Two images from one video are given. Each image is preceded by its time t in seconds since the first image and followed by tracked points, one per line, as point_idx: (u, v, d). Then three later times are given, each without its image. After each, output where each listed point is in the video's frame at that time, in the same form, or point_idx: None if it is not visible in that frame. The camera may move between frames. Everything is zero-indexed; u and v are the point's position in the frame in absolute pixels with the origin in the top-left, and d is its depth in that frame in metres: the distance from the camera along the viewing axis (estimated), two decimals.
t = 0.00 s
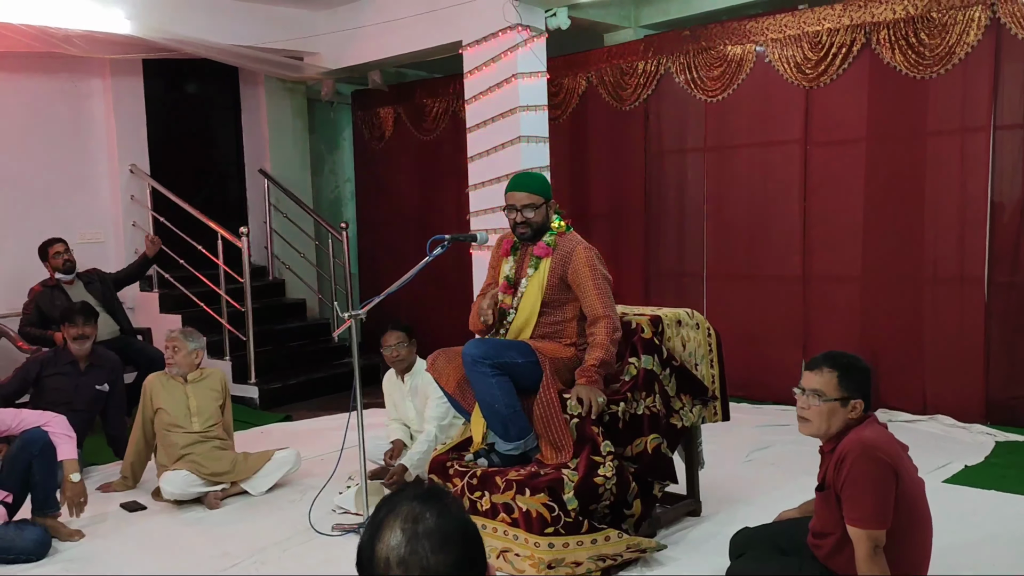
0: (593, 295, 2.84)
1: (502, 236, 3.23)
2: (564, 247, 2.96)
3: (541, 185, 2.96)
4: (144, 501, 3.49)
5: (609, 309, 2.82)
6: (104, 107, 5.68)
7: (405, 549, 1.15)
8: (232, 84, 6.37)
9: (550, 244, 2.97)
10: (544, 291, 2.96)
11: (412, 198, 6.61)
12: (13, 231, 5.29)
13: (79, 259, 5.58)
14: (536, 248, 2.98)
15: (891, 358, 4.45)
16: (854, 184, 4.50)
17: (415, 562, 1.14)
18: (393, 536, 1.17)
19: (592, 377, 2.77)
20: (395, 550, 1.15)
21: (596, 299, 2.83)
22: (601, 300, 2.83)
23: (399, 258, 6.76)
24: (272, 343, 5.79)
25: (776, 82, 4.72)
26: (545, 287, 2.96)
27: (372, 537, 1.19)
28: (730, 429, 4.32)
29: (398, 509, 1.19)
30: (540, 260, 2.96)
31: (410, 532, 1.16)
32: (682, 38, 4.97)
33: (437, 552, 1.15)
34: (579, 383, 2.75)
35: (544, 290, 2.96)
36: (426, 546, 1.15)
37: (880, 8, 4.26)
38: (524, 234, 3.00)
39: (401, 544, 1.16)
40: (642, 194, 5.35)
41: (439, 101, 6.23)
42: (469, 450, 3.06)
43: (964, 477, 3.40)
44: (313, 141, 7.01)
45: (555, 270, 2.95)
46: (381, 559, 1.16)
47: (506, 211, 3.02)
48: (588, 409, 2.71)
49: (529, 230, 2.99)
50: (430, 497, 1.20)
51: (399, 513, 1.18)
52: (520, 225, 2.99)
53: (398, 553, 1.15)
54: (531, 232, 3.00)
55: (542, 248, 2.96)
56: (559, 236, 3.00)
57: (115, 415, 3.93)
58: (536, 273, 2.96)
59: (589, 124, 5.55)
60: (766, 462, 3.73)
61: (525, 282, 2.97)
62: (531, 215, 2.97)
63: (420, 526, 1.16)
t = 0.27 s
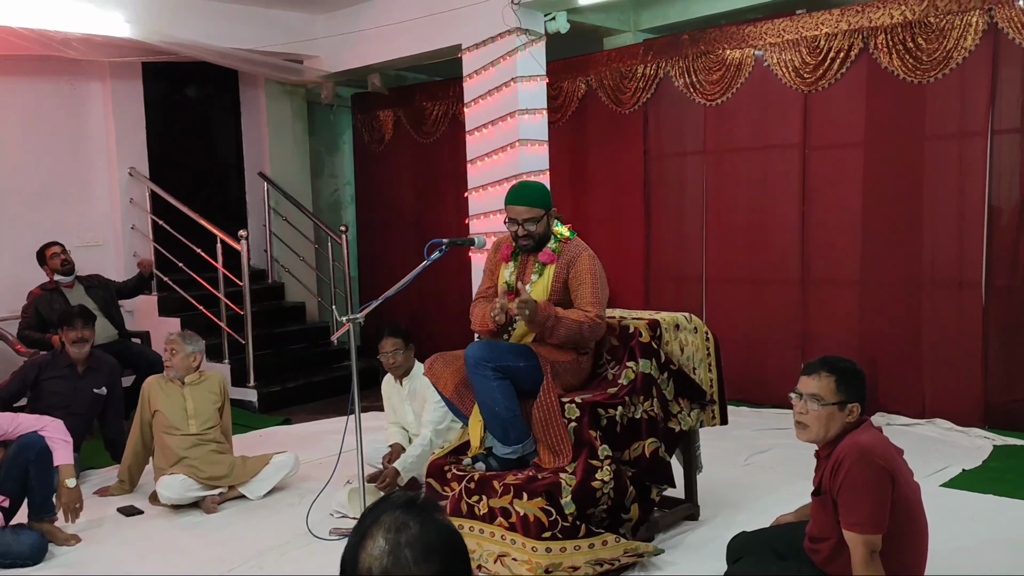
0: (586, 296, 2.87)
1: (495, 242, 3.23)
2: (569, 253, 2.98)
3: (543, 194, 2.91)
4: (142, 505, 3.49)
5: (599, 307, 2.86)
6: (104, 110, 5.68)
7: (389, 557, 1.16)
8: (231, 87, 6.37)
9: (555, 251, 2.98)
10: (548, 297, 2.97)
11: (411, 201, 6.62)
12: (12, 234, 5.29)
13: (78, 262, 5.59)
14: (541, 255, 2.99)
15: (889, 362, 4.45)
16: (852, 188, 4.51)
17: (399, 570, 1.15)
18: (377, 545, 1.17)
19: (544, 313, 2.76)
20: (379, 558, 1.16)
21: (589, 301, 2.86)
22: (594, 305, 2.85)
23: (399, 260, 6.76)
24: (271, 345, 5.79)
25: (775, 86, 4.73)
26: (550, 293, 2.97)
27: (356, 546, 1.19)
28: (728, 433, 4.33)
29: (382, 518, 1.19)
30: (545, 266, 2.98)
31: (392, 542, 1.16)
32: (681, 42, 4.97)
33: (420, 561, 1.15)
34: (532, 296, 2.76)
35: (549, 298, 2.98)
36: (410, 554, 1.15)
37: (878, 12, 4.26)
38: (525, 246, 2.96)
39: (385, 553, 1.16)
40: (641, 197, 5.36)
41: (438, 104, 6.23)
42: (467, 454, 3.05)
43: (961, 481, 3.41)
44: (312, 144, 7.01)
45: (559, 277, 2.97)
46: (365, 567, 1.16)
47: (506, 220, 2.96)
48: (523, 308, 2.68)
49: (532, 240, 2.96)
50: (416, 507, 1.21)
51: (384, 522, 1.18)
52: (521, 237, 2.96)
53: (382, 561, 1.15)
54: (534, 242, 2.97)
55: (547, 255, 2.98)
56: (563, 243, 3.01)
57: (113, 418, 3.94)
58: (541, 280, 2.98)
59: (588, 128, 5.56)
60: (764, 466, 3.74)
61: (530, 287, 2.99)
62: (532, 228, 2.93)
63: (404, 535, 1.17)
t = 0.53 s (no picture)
0: (571, 303, 2.90)
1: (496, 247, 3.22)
2: (567, 264, 3.00)
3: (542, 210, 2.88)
4: (140, 508, 3.50)
5: (582, 315, 2.87)
6: (104, 113, 5.70)
7: (380, 555, 1.17)
8: (232, 90, 6.39)
9: (555, 263, 2.99)
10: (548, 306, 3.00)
11: (411, 204, 6.63)
12: (13, 237, 5.31)
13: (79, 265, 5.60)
14: (541, 268, 2.97)
15: (887, 366, 4.46)
16: (850, 192, 4.52)
17: (389, 567, 1.16)
18: (368, 544, 1.18)
19: (532, 293, 2.78)
20: (369, 556, 1.17)
21: (572, 308, 2.89)
22: (576, 313, 2.88)
23: (399, 263, 6.78)
24: (271, 348, 5.81)
25: (773, 89, 4.74)
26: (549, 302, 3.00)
27: (348, 546, 1.20)
28: (727, 436, 4.33)
29: (374, 518, 1.21)
30: (545, 278, 2.98)
31: (384, 539, 1.18)
32: (680, 46, 4.99)
33: (411, 558, 1.16)
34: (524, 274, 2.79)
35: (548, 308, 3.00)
36: (400, 551, 1.16)
37: (876, 17, 4.28)
38: (524, 262, 2.96)
39: (376, 551, 1.17)
40: (641, 201, 5.37)
41: (438, 107, 6.25)
42: (465, 458, 3.06)
43: (959, 484, 3.41)
44: (313, 147, 7.03)
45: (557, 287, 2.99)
46: (357, 565, 1.17)
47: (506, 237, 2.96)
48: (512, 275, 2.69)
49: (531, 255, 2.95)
50: (407, 508, 1.22)
51: (375, 522, 1.20)
52: (521, 253, 2.95)
53: (373, 558, 1.17)
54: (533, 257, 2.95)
55: (547, 267, 2.97)
56: (563, 253, 3.02)
57: (112, 421, 3.95)
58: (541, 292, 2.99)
59: (588, 131, 5.57)
60: (762, 470, 3.74)
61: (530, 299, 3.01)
62: (531, 244, 2.93)
63: (395, 533, 1.18)
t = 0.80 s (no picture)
0: (571, 314, 2.88)
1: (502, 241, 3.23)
2: (569, 274, 2.97)
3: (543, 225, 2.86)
4: (142, 509, 3.50)
5: (582, 326, 2.85)
6: (107, 115, 5.70)
7: (383, 556, 1.16)
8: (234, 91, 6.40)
9: (556, 274, 2.96)
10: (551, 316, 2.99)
11: (412, 205, 6.64)
12: (15, 238, 5.31)
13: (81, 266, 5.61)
14: (542, 278, 2.93)
15: (889, 369, 4.46)
16: (852, 195, 4.52)
17: (391, 568, 1.16)
18: (371, 546, 1.18)
19: (536, 302, 2.81)
20: (372, 557, 1.17)
21: (573, 319, 2.87)
22: (576, 324, 2.86)
23: (400, 264, 6.78)
24: (273, 350, 5.81)
25: (775, 92, 4.74)
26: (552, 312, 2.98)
27: (351, 548, 1.20)
28: (728, 439, 4.33)
29: (377, 522, 1.20)
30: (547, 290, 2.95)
31: (387, 541, 1.17)
32: (682, 48, 4.99)
33: (414, 560, 1.16)
34: (529, 284, 2.83)
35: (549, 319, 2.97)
36: (403, 552, 1.16)
37: (878, 20, 4.28)
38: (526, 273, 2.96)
39: (379, 552, 1.17)
40: (642, 203, 5.37)
41: (440, 109, 6.25)
42: (467, 460, 3.05)
43: (961, 488, 3.41)
44: (314, 148, 7.03)
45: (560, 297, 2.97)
46: (358, 567, 1.17)
47: (507, 248, 2.96)
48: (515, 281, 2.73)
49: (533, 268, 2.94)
50: (410, 512, 1.22)
51: (377, 525, 1.19)
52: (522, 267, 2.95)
53: (376, 560, 1.16)
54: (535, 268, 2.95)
55: (548, 278, 2.93)
56: (566, 263, 3.00)
57: (114, 423, 3.96)
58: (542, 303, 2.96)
59: (589, 134, 5.57)
60: (764, 473, 3.74)
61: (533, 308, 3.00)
62: (532, 258, 2.92)
63: (398, 535, 1.18)
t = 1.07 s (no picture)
0: (573, 318, 2.88)
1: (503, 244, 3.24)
2: (571, 279, 2.97)
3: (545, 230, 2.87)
4: (145, 508, 3.51)
5: (584, 330, 2.85)
6: (111, 115, 5.71)
7: (391, 548, 1.18)
8: (238, 92, 6.41)
9: (559, 277, 2.96)
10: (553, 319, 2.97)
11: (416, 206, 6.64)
12: (19, 238, 5.33)
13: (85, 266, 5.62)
14: (545, 282, 2.93)
15: (892, 371, 4.45)
16: (855, 196, 4.51)
17: (399, 561, 1.17)
18: (380, 540, 1.20)
19: (538, 306, 2.82)
20: (381, 550, 1.19)
21: (575, 323, 2.87)
22: (579, 328, 2.86)
23: (403, 265, 6.78)
24: (276, 350, 5.81)
25: (778, 93, 4.74)
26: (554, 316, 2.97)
27: (360, 543, 1.22)
28: (731, 440, 4.33)
29: (387, 518, 1.22)
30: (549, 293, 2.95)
31: (396, 533, 1.20)
32: (685, 50, 4.99)
33: (421, 552, 1.18)
34: (530, 287, 2.85)
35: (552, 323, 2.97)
36: (411, 546, 1.18)
37: (881, 21, 4.27)
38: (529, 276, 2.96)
39: (387, 545, 1.19)
40: (645, 204, 5.37)
41: (444, 110, 6.26)
42: (469, 460, 3.07)
43: (964, 490, 3.40)
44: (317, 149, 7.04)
45: (561, 301, 2.96)
46: (368, 559, 1.19)
47: (510, 250, 2.97)
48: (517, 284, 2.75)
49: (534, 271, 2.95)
50: (419, 510, 1.24)
51: (387, 520, 1.22)
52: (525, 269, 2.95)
53: (384, 552, 1.18)
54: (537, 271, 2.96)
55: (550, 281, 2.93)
56: (568, 267, 3.00)
57: (117, 422, 3.96)
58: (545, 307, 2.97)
59: (592, 135, 5.58)
60: (766, 474, 3.74)
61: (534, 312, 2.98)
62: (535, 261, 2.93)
63: (407, 530, 1.20)
